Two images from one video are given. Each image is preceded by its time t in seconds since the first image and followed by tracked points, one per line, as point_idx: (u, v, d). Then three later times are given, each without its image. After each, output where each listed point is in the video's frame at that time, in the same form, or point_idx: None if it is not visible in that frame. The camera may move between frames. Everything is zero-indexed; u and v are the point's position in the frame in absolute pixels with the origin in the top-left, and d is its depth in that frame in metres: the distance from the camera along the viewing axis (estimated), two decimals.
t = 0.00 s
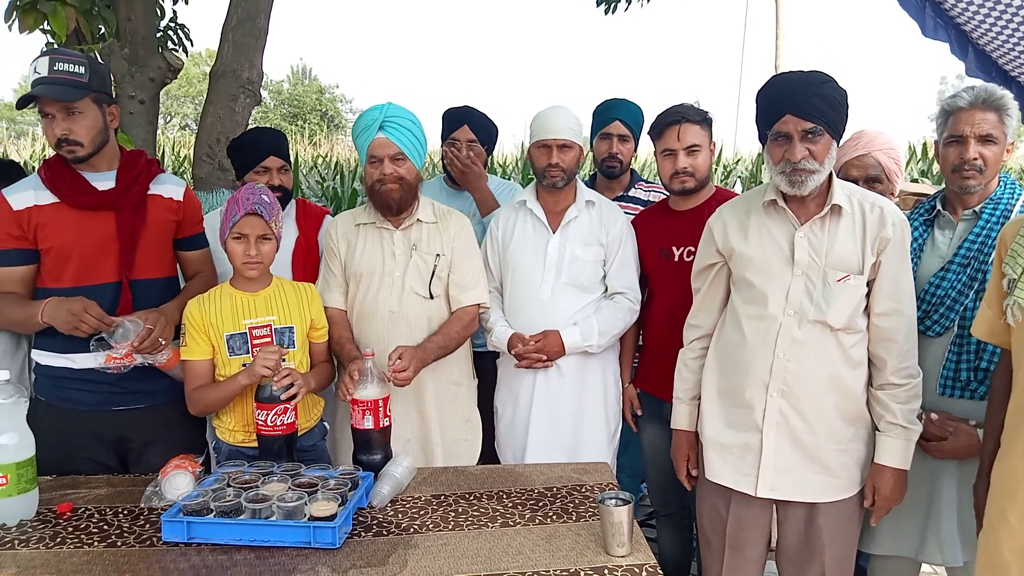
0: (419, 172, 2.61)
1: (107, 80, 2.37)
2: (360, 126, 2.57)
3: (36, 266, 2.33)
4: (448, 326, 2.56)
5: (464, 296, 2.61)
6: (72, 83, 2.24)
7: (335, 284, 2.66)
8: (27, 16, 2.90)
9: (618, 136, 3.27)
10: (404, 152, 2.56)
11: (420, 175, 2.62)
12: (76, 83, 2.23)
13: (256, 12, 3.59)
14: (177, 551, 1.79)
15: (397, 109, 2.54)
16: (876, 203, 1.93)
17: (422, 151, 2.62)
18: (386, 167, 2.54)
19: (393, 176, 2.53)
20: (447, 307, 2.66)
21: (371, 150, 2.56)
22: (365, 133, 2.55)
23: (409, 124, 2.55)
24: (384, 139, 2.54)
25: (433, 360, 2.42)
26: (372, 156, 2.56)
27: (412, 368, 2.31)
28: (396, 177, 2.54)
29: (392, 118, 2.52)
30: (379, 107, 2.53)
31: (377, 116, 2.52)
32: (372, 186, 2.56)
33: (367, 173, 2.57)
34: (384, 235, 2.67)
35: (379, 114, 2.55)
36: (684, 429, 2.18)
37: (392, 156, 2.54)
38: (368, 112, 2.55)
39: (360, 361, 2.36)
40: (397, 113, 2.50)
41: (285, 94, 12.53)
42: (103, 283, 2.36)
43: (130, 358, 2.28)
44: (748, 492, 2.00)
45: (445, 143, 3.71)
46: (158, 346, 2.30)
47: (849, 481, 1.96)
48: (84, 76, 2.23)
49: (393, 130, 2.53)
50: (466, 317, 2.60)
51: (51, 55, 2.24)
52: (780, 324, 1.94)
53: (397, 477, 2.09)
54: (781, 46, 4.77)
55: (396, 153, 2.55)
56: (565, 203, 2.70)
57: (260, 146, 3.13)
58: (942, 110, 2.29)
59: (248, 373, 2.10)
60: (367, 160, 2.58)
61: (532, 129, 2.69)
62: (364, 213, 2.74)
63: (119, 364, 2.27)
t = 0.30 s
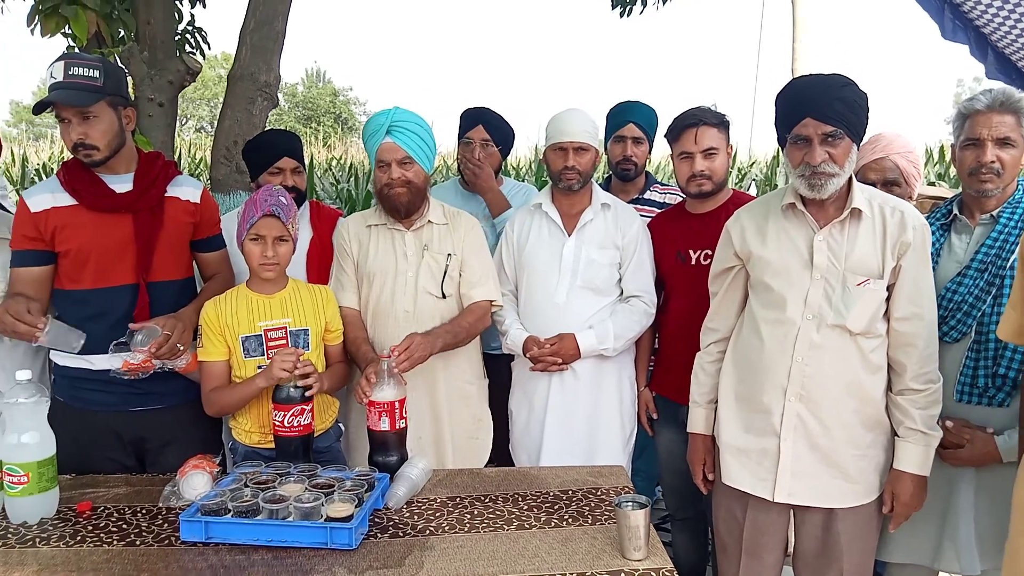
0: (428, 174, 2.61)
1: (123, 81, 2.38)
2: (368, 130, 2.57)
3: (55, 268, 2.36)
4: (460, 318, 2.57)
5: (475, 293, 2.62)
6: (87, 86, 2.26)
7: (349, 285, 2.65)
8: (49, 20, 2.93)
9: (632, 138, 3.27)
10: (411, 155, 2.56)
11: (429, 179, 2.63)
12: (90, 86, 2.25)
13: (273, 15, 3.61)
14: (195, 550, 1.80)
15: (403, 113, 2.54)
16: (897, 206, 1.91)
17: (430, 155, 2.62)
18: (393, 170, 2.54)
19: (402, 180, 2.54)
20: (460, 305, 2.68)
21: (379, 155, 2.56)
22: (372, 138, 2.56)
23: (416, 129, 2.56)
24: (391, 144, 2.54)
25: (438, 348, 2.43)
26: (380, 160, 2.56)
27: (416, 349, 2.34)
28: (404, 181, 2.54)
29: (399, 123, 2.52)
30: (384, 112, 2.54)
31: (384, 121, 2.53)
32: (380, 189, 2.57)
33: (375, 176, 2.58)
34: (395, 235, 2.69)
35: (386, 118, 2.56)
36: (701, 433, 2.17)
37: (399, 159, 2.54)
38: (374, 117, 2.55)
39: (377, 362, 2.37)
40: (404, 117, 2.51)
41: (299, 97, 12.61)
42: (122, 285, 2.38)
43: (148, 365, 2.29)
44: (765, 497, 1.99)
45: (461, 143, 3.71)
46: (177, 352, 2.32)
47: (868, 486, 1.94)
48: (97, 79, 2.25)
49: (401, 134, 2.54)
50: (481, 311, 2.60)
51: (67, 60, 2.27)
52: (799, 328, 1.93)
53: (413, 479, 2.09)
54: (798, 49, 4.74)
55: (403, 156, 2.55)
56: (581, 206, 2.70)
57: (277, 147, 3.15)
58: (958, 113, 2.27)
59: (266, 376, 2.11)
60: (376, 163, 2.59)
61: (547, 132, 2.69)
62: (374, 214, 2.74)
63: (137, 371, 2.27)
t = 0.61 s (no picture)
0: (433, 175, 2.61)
1: (131, 86, 2.34)
2: (374, 131, 2.58)
3: (76, 269, 2.38)
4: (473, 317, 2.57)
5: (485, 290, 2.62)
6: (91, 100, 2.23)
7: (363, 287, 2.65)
8: (72, 24, 2.97)
9: (648, 139, 3.26)
10: (417, 155, 2.56)
11: (435, 179, 2.63)
12: (94, 101, 2.23)
13: (292, 18, 3.63)
14: (216, 549, 1.81)
15: (409, 113, 2.55)
16: (920, 208, 1.90)
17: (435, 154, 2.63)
18: (400, 171, 2.54)
19: (407, 180, 2.54)
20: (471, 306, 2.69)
21: (386, 155, 2.57)
22: (379, 139, 2.56)
23: (421, 129, 2.56)
24: (398, 144, 2.55)
25: (449, 353, 2.43)
26: (386, 160, 2.57)
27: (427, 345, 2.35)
28: (411, 181, 2.54)
29: (405, 123, 2.52)
30: (391, 112, 2.54)
31: (391, 121, 2.53)
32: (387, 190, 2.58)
33: (382, 177, 2.58)
34: (403, 238, 2.69)
35: (392, 119, 2.56)
36: (720, 435, 2.16)
37: (406, 160, 2.55)
38: (381, 117, 2.56)
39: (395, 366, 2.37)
40: (410, 118, 2.52)
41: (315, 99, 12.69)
42: (144, 287, 2.40)
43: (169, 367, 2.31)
44: (787, 500, 1.98)
45: (479, 143, 3.72)
46: (198, 354, 2.34)
47: (890, 490, 1.93)
48: (101, 93, 2.22)
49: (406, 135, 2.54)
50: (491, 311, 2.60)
51: (71, 71, 2.24)
52: (820, 330, 1.92)
53: (432, 479, 2.10)
54: (818, 48, 4.70)
55: (409, 157, 2.55)
56: (598, 208, 2.70)
57: (293, 148, 3.18)
58: (981, 113, 2.24)
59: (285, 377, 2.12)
60: (382, 164, 2.59)
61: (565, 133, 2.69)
62: (382, 216, 2.74)
63: (158, 372, 2.30)
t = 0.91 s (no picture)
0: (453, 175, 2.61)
1: (142, 89, 2.30)
2: (394, 131, 2.59)
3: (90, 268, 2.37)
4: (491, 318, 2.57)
5: (502, 289, 2.62)
6: (104, 106, 2.20)
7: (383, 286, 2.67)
8: (99, 24, 3.02)
9: (668, 138, 3.25)
10: (438, 155, 2.57)
11: (454, 179, 2.64)
12: (107, 107, 2.19)
13: (314, 18, 3.65)
14: (240, 545, 1.83)
15: (429, 113, 2.57)
16: (948, 208, 1.87)
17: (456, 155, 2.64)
18: (420, 170, 2.55)
19: (428, 179, 2.55)
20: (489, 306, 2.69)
21: (407, 154, 2.58)
22: (399, 139, 2.58)
23: (441, 127, 2.57)
24: (418, 143, 2.56)
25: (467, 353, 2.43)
26: (406, 160, 2.58)
27: (449, 345, 2.35)
28: (432, 180, 2.55)
29: (425, 122, 2.54)
30: (411, 112, 2.56)
31: (411, 120, 2.55)
32: (407, 189, 2.59)
33: (402, 176, 2.59)
34: (421, 237, 2.70)
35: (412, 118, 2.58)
36: (743, 437, 2.15)
37: (427, 158, 2.56)
38: (401, 117, 2.57)
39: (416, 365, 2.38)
40: (432, 117, 2.53)
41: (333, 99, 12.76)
42: (167, 288, 2.42)
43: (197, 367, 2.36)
44: (811, 503, 1.96)
45: (502, 143, 3.71)
46: (223, 353, 2.37)
47: (917, 494, 1.91)
48: (115, 98, 2.18)
49: (427, 134, 2.55)
50: (505, 311, 2.60)
51: (83, 77, 2.20)
52: (846, 332, 1.90)
53: (453, 478, 2.10)
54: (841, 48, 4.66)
55: (430, 156, 2.57)
56: (619, 207, 2.69)
57: (313, 145, 3.20)
58: (1007, 112, 2.21)
59: (308, 375, 2.14)
60: (403, 164, 2.60)
61: (586, 133, 2.69)
62: (400, 216, 2.75)
63: (187, 372, 2.35)
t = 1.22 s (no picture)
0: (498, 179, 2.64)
1: (154, 100, 2.28)
2: (446, 128, 2.61)
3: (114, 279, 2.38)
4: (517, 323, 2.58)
5: (538, 297, 2.62)
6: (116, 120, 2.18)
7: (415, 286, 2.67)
8: (131, 30, 3.09)
9: (696, 141, 3.24)
10: (485, 157, 2.59)
11: (499, 182, 2.66)
12: (120, 121, 2.17)
13: (341, 23, 3.69)
14: (269, 545, 1.84)
15: (484, 115, 2.59)
16: (983, 211, 1.85)
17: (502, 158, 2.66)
18: (467, 170, 2.57)
19: (474, 179, 2.57)
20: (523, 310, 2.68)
21: (455, 152, 2.60)
22: (449, 136, 2.60)
23: (493, 131, 2.61)
24: (469, 143, 2.59)
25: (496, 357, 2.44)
26: (455, 158, 2.60)
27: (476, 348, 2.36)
28: (477, 181, 2.57)
29: (479, 123, 2.56)
30: (466, 112, 2.58)
31: (465, 120, 2.57)
32: (451, 187, 2.60)
33: (448, 174, 2.61)
34: (460, 237, 2.72)
35: (466, 117, 2.60)
36: (772, 442, 2.13)
37: (475, 159, 2.58)
38: (456, 115, 2.59)
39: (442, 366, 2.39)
40: (486, 120, 2.56)
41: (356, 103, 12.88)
42: (194, 293, 2.45)
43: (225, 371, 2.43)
44: (842, 510, 1.94)
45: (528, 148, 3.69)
46: (251, 354, 2.41)
47: (951, 502, 1.88)
48: (127, 112, 2.16)
49: (478, 135, 2.58)
50: (537, 319, 2.59)
51: (94, 91, 2.18)
52: (878, 336, 1.87)
53: (479, 481, 2.10)
54: (870, 49, 4.60)
55: (478, 157, 2.59)
56: (646, 211, 2.69)
57: (339, 149, 3.23)
58: None
59: (336, 377, 2.15)
60: (449, 163, 2.63)
61: (613, 136, 2.68)
62: (440, 216, 2.77)
63: (218, 376, 2.43)
